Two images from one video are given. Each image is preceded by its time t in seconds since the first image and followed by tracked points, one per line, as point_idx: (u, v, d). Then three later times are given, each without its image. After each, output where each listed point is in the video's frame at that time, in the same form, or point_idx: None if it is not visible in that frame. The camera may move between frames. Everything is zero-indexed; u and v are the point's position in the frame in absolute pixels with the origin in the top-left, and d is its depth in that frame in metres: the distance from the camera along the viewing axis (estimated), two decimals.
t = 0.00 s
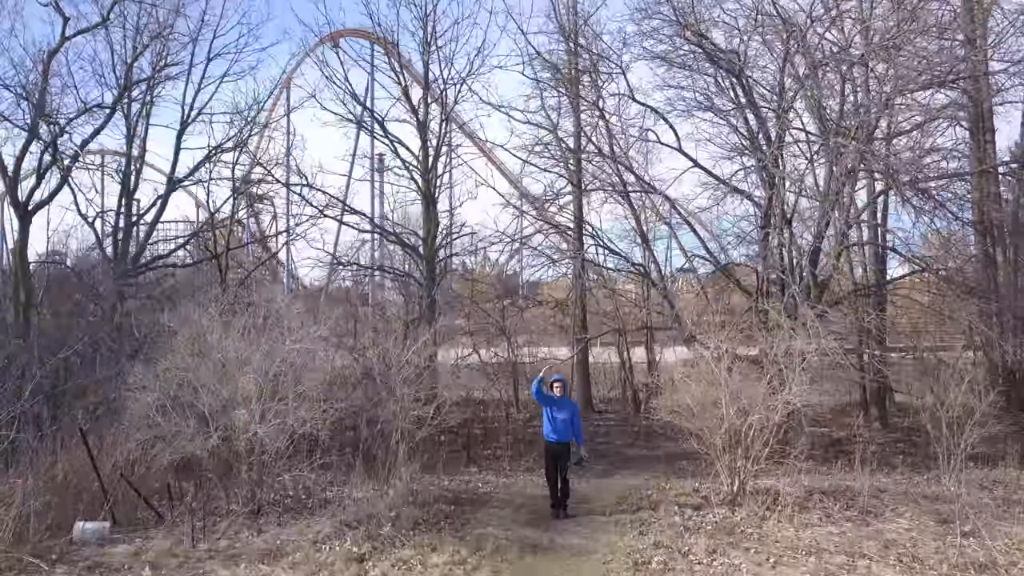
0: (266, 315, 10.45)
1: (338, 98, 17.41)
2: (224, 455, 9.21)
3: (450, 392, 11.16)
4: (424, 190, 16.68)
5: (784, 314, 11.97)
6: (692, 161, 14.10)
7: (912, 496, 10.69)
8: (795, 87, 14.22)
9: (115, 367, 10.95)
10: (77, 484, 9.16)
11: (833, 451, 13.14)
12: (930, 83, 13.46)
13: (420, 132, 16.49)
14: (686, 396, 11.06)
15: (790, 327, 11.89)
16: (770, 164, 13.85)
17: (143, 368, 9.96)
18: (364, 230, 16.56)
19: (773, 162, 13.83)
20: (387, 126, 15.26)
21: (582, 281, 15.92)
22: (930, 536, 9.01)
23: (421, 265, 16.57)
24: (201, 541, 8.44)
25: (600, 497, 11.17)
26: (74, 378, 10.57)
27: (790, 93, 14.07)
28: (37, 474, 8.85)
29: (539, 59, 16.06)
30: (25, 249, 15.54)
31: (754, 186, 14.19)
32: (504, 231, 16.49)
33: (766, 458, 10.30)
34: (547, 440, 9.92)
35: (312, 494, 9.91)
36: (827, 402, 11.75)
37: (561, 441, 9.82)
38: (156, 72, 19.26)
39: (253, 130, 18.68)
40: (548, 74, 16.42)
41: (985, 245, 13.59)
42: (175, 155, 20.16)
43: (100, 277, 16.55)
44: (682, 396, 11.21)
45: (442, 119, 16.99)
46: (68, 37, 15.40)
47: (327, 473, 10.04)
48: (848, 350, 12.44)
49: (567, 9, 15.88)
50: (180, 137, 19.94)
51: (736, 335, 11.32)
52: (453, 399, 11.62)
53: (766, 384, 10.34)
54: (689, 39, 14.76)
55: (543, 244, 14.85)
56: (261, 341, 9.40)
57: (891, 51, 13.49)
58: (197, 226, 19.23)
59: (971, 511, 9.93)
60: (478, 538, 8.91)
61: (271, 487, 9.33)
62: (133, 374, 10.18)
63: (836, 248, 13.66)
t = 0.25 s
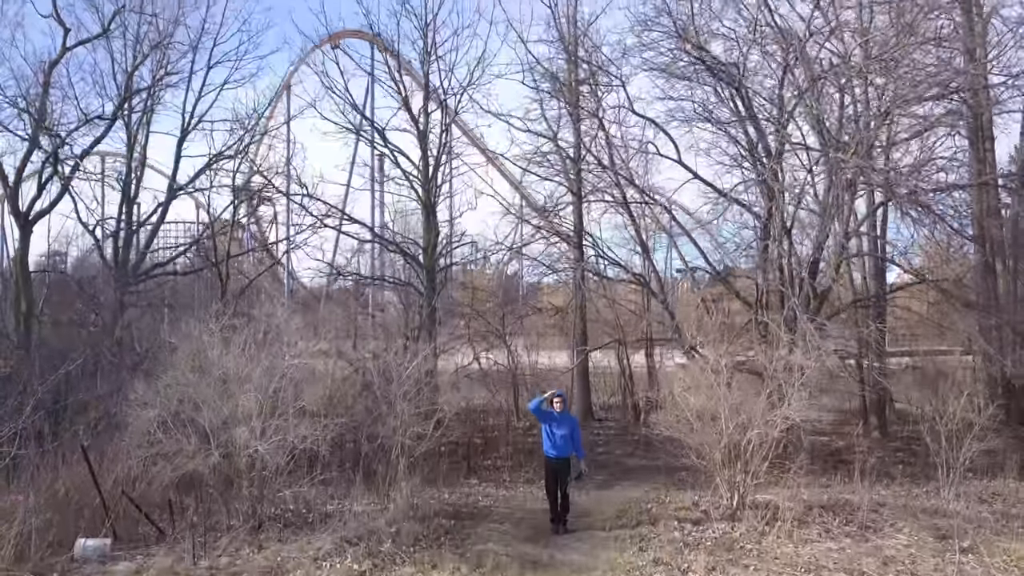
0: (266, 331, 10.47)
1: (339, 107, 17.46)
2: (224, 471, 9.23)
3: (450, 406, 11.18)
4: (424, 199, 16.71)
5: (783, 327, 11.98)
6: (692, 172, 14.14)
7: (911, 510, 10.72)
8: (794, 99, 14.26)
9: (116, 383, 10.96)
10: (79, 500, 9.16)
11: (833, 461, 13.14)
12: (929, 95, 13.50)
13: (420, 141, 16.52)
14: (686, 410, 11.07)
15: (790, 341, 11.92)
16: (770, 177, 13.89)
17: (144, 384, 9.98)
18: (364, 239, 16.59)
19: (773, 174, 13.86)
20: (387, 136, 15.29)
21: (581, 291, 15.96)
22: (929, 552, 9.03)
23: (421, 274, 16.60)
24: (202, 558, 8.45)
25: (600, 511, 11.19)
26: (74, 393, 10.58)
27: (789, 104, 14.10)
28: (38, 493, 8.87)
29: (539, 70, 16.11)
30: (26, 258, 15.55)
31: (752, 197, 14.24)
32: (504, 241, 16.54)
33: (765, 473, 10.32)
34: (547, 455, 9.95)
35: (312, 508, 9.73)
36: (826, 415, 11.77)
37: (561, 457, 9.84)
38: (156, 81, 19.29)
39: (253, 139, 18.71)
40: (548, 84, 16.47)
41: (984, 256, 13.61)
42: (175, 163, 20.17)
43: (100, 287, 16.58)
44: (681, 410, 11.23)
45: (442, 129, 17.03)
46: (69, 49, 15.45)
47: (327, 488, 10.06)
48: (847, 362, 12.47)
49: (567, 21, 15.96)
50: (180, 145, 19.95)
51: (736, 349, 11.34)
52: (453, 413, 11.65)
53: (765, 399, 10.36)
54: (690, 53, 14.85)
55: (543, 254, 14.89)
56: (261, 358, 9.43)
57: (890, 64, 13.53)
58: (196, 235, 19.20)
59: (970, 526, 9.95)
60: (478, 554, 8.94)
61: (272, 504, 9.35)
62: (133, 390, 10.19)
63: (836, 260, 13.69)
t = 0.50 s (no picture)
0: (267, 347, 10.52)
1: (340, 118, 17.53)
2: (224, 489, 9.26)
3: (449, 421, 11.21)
4: (424, 209, 16.77)
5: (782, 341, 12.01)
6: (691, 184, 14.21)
7: (909, 525, 10.74)
8: (793, 112, 14.31)
9: (116, 398, 10.99)
10: (79, 517, 9.16)
11: (829, 474, 13.24)
12: (928, 108, 13.54)
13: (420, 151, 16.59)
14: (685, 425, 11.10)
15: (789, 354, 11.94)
16: (769, 189, 13.94)
17: (145, 401, 10.02)
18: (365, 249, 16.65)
19: (772, 186, 13.92)
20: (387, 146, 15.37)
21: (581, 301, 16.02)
22: (927, 570, 9.04)
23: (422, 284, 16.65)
24: None
25: (599, 526, 11.23)
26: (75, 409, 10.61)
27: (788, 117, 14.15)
28: (39, 510, 8.91)
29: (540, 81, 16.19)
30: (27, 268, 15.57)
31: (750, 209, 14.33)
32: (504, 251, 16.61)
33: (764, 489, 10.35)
34: (546, 471, 9.99)
35: (312, 523, 9.94)
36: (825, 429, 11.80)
37: (560, 473, 9.89)
38: (157, 90, 19.35)
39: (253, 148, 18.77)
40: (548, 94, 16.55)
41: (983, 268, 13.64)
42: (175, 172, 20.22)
43: (101, 297, 16.63)
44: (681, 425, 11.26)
45: (441, 139, 17.12)
46: (69, 60, 15.49)
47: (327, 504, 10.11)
48: (845, 376, 12.49)
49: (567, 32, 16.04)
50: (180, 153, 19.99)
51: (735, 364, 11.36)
52: (453, 427, 11.69)
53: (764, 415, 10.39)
54: (689, 65, 14.99)
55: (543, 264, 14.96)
56: (262, 376, 9.47)
57: (889, 77, 13.58)
58: (196, 243, 19.23)
59: (968, 542, 9.97)
60: (477, 571, 8.97)
61: (272, 521, 9.40)
62: (134, 407, 10.23)
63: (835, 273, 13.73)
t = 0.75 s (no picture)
0: (267, 363, 10.53)
1: (342, 127, 17.63)
2: (225, 509, 9.27)
3: (448, 436, 11.23)
4: (425, 219, 16.85)
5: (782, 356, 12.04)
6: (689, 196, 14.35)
7: (909, 541, 10.75)
8: (793, 125, 14.35)
9: (119, 414, 11.02)
10: (79, 534, 8.97)
11: (829, 486, 13.21)
12: (928, 121, 13.57)
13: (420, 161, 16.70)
14: (684, 440, 11.11)
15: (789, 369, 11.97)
16: (769, 202, 13.99)
17: (146, 419, 10.03)
18: (366, 259, 16.73)
19: (772, 199, 13.97)
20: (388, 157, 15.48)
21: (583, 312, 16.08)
22: None
23: (422, 294, 16.68)
24: None
25: (600, 541, 11.24)
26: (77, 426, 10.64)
27: (787, 131, 14.23)
28: (40, 529, 8.93)
29: (540, 92, 16.27)
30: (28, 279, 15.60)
31: (748, 221, 14.40)
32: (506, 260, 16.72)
33: (762, 505, 10.38)
34: (546, 488, 10.02)
35: (312, 540, 9.90)
36: (825, 443, 11.82)
37: (559, 491, 9.90)
38: (157, 100, 19.41)
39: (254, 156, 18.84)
40: (549, 105, 16.61)
41: (982, 281, 13.66)
42: (176, 181, 20.27)
43: (102, 308, 16.65)
44: (678, 441, 11.28)
45: (442, 150, 17.19)
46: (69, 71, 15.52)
47: (327, 522, 10.14)
48: (843, 389, 12.57)
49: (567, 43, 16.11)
50: (180, 161, 20.05)
51: (732, 382, 11.42)
52: (453, 442, 11.71)
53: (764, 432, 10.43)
54: (688, 78, 15.07)
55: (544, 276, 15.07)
56: (262, 394, 9.50)
57: (888, 90, 13.59)
58: (197, 251, 19.25)
59: (970, 560, 9.96)
60: None
61: (272, 540, 9.43)
62: (136, 424, 10.24)
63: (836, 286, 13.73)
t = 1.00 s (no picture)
0: (267, 379, 10.55)
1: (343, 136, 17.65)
2: (226, 526, 9.28)
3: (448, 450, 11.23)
4: (425, 228, 16.86)
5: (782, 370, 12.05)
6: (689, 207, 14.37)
7: (909, 555, 10.76)
8: (793, 137, 14.37)
9: (120, 429, 11.05)
10: (79, 550, 9.09)
11: (829, 496, 13.17)
12: (928, 133, 13.57)
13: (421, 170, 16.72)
14: (684, 455, 11.12)
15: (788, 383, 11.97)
16: (769, 213, 13.99)
17: (148, 435, 10.05)
18: (366, 268, 16.74)
19: (772, 211, 13.99)
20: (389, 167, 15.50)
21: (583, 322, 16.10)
22: None
23: (422, 303, 16.68)
24: None
25: (599, 556, 11.25)
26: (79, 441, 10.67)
27: (788, 143, 14.25)
28: (41, 547, 8.95)
29: (540, 101, 16.30)
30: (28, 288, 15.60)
31: (750, 233, 14.36)
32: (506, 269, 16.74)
33: (762, 521, 10.38)
34: (546, 503, 10.03)
35: (313, 556, 9.92)
36: (824, 457, 11.84)
37: (559, 506, 9.92)
38: (158, 108, 19.43)
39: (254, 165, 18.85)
40: (549, 114, 16.63)
41: (982, 293, 13.70)
42: (176, 188, 20.25)
43: (103, 317, 16.67)
44: (678, 455, 11.28)
45: (442, 159, 17.21)
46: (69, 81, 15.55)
47: (328, 538, 10.14)
48: (842, 402, 12.57)
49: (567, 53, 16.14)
50: (181, 169, 20.07)
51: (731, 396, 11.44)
52: (453, 456, 11.73)
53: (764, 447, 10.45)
54: (688, 89, 15.08)
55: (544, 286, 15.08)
56: (262, 411, 9.51)
57: (888, 102, 13.60)
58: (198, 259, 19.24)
59: None
60: None
61: (273, 557, 9.44)
62: (137, 440, 10.27)
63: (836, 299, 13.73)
